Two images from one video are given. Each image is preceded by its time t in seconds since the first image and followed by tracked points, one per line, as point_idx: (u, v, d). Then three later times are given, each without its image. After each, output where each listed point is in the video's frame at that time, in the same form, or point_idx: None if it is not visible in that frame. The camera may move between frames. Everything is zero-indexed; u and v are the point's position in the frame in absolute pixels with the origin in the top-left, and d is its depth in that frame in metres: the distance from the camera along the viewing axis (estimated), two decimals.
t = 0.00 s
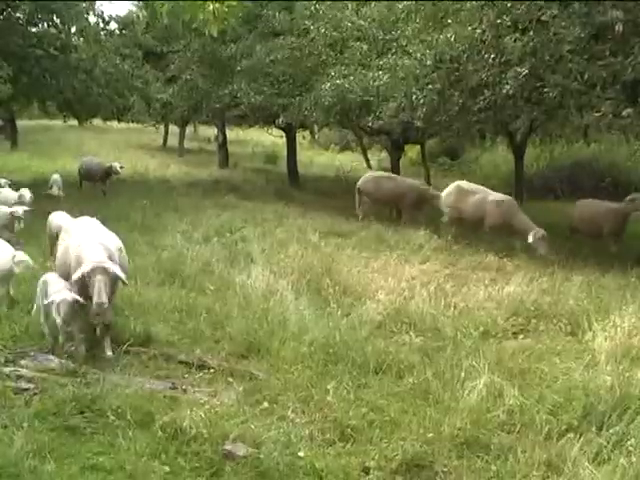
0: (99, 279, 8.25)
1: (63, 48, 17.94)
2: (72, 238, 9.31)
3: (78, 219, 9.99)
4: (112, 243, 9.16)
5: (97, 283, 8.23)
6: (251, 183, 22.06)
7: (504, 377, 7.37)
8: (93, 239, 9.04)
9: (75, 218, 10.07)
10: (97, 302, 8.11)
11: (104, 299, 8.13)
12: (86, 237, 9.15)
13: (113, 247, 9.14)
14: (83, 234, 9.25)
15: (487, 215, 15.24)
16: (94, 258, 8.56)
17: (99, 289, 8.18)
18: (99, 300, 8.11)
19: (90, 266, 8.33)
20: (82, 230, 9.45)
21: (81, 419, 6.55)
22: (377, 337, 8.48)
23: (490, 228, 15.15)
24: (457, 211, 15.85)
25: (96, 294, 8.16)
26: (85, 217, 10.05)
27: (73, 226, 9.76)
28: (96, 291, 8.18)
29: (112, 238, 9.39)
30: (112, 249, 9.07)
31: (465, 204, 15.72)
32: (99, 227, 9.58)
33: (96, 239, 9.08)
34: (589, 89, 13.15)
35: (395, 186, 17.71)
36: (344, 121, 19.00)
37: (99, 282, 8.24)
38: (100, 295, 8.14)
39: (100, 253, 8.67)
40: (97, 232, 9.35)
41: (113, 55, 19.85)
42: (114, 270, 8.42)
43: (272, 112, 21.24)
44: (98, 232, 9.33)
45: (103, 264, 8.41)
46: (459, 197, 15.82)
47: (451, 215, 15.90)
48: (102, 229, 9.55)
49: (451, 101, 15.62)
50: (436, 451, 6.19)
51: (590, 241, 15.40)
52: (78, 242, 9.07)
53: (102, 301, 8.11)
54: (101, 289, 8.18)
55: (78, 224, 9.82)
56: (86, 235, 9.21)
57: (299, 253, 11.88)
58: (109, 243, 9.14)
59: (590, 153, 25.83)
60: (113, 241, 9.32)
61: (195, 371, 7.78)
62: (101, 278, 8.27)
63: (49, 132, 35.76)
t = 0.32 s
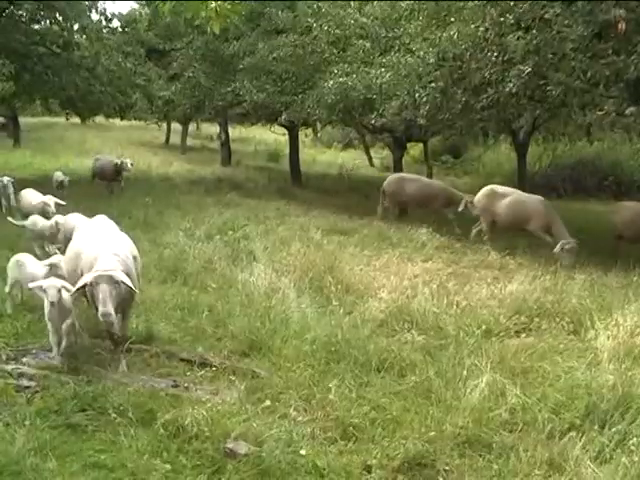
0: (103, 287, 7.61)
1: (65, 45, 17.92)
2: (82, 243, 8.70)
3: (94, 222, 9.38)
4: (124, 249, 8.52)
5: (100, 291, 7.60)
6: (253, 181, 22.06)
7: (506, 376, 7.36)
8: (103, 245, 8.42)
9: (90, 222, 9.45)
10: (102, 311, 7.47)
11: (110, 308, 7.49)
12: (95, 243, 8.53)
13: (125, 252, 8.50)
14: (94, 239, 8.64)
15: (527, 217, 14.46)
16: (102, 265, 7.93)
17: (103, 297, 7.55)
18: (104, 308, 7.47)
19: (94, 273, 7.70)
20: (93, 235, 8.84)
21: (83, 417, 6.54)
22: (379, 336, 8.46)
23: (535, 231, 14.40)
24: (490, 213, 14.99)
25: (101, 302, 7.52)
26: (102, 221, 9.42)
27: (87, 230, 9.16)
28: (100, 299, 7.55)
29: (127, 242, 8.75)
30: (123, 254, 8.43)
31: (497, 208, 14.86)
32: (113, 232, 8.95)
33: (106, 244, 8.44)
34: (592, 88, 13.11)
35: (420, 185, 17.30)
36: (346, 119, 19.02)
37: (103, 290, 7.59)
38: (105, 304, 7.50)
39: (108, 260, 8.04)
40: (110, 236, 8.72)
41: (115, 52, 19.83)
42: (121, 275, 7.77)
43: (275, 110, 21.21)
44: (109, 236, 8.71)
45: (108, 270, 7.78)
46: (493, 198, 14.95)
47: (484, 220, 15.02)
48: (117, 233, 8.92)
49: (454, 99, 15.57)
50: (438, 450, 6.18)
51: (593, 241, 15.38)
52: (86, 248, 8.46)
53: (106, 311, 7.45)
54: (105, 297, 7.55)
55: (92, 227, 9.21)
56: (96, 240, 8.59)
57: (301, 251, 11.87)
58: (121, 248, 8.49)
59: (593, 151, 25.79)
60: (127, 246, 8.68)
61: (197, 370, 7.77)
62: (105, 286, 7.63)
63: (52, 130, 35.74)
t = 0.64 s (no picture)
0: (118, 293, 6.99)
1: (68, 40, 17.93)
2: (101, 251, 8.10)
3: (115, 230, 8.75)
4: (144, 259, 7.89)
5: (115, 297, 6.96)
6: (257, 175, 22.05)
7: (509, 372, 7.35)
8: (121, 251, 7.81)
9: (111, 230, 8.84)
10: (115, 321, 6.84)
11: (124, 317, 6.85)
12: (114, 250, 7.92)
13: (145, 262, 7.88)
14: (113, 246, 8.04)
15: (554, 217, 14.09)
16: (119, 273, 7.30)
17: (118, 303, 6.92)
18: (117, 315, 6.84)
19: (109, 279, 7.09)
20: (113, 242, 8.23)
21: (86, 412, 6.55)
22: (383, 331, 8.46)
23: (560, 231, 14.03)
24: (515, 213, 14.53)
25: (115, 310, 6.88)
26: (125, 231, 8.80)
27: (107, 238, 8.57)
28: (114, 305, 6.91)
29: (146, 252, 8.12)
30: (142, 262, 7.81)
31: (524, 207, 14.44)
32: (136, 240, 8.34)
33: (126, 253, 7.83)
34: (597, 83, 13.10)
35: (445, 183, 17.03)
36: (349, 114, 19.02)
37: (118, 298, 6.95)
38: (119, 311, 6.85)
39: (126, 267, 7.43)
40: (130, 245, 8.11)
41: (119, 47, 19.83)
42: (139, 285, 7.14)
43: (279, 105, 21.20)
44: (129, 245, 8.09)
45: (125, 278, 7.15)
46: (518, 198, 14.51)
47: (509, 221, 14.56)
48: (139, 242, 8.33)
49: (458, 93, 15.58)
50: (441, 446, 6.19)
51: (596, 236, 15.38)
52: (104, 255, 7.85)
53: (120, 316, 6.77)
54: (120, 304, 6.90)
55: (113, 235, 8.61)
56: (115, 247, 7.98)
57: (305, 246, 11.87)
58: (141, 258, 7.88)
59: (597, 147, 25.76)
60: (147, 255, 8.05)
61: (200, 364, 7.77)
62: (121, 294, 7.00)
63: (56, 124, 35.78)
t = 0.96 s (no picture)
0: (120, 314, 6.05)
1: (70, 35, 17.91)
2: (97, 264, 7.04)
3: (116, 239, 7.70)
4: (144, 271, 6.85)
5: (117, 320, 6.03)
6: (259, 171, 22.04)
7: (512, 368, 7.34)
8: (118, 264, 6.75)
9: (111, 240, 7.77)
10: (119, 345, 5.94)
11: (129, 341, 5.96)
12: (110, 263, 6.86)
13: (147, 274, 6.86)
14: (111, 259, 7.02)
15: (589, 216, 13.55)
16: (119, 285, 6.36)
17: (120, 328, 6.00)
18: (121, 341, 5.94)
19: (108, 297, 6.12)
20: (110, 254, 7.19)
21: (88, 409, 6.54)
22: (385, 326, 8.45)
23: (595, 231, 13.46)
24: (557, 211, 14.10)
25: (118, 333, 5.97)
26: (129, 239, 7.77)
27: (105, 249, 7.54)
28: (116, 330, 5.99)
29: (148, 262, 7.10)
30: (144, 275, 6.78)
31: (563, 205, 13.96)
32: (139, 251, 7.32)
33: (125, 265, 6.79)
34: (599, 78, 13.07)
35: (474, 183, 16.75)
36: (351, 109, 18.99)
37: (120, 319, 6.03)
38: (122, 336, 5.95)
39: (125, 281, 6.46)
40: (130, 256, 7.08)
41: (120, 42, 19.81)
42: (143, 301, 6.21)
43: (281, 100, 21.17)
44: (127, 256, 7.05)
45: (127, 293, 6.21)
46: (560, 195, 14.03)
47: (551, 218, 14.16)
48: (141, 252, 7.30)
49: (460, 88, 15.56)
50: (444, 442, 6.18)
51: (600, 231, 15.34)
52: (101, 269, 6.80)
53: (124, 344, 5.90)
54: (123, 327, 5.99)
55: (113, 245, 7.58)
56: (113, 261, 6.95)
57: (307, 241, 11.85)
58: (143, 271, 6.85)
59: (600, 141, 25.72)
60: (148, 267, 7.01)
61: (202, 360, 7.76)
62: (122, 313, 6.06)
63: (57, 120, 35.76)
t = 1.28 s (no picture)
0: (116, 307, 5.81)
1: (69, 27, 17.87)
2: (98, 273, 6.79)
3: (118, 246, 7.37)
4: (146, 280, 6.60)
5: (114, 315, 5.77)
6: (259, 163, 22.01)
7: (512, 361, 7.33)
8: (119, 270, 6.51)
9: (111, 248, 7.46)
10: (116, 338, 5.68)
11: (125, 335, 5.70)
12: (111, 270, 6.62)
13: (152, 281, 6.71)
14: (112, 265, 6.71)
15: (623, 214, 12.98)
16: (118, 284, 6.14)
17: (117, 322, 5.73)
18: (117, 335, 5.67)
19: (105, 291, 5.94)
20: (110, 261, 6.89)
21: (88, 402, 6.54)
22: (385, 319, 8.43)
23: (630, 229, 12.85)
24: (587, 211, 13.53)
25: (113, 326, 5.72)
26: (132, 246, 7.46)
27: (105, 256, 7.21)
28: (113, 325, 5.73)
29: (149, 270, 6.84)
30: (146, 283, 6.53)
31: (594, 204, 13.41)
32: (141, 259, 7.01)
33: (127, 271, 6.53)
34: (599, 70, 13.04)
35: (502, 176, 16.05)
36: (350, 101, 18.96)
37: (116, 312, 5.78)
38: (118, 328, 5.69)
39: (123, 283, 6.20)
40: (132, 263, 6.81)
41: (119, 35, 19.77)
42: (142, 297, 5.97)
43: (280, 92, 21.13)
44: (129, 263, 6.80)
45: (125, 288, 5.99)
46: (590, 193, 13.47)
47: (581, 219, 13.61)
48: (143, 259, 7.01)
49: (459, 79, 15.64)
50: (444, 435, 6.17)
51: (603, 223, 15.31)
52: (102, 275, 6.53)
53: (121, 338, 5.63)
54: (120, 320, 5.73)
55: (113, 252, 7.24)
56: (114, 266, 6.67)
57: (307, 234, 11.84)
58: (147, 278, 6.59)
59: (600, 133, 25.69)
60: (151, 275, 6.77)
61: (202, 354, 7.75)
62: (119, 306, 5.82)
63: (57, 112, 35.73)
